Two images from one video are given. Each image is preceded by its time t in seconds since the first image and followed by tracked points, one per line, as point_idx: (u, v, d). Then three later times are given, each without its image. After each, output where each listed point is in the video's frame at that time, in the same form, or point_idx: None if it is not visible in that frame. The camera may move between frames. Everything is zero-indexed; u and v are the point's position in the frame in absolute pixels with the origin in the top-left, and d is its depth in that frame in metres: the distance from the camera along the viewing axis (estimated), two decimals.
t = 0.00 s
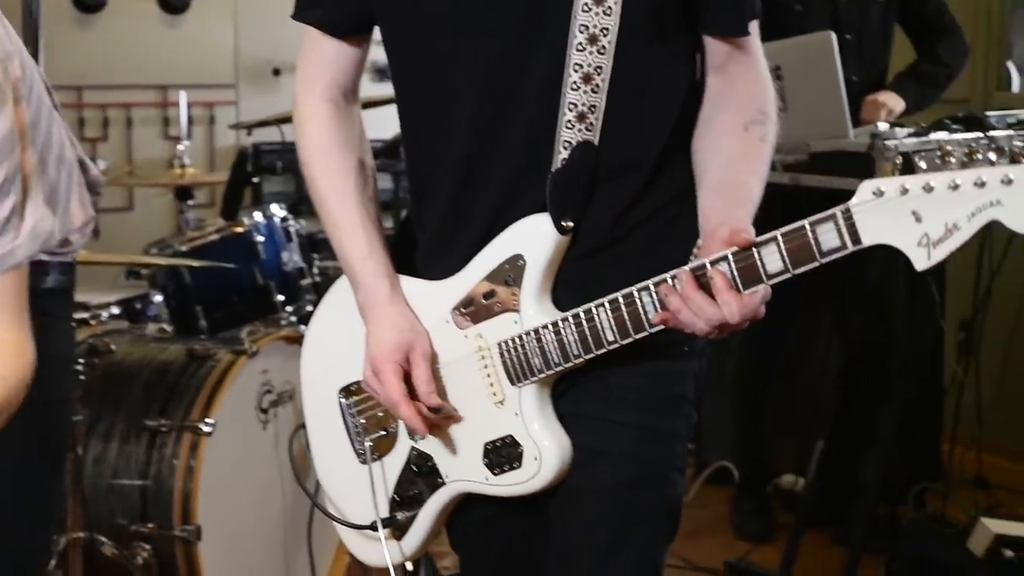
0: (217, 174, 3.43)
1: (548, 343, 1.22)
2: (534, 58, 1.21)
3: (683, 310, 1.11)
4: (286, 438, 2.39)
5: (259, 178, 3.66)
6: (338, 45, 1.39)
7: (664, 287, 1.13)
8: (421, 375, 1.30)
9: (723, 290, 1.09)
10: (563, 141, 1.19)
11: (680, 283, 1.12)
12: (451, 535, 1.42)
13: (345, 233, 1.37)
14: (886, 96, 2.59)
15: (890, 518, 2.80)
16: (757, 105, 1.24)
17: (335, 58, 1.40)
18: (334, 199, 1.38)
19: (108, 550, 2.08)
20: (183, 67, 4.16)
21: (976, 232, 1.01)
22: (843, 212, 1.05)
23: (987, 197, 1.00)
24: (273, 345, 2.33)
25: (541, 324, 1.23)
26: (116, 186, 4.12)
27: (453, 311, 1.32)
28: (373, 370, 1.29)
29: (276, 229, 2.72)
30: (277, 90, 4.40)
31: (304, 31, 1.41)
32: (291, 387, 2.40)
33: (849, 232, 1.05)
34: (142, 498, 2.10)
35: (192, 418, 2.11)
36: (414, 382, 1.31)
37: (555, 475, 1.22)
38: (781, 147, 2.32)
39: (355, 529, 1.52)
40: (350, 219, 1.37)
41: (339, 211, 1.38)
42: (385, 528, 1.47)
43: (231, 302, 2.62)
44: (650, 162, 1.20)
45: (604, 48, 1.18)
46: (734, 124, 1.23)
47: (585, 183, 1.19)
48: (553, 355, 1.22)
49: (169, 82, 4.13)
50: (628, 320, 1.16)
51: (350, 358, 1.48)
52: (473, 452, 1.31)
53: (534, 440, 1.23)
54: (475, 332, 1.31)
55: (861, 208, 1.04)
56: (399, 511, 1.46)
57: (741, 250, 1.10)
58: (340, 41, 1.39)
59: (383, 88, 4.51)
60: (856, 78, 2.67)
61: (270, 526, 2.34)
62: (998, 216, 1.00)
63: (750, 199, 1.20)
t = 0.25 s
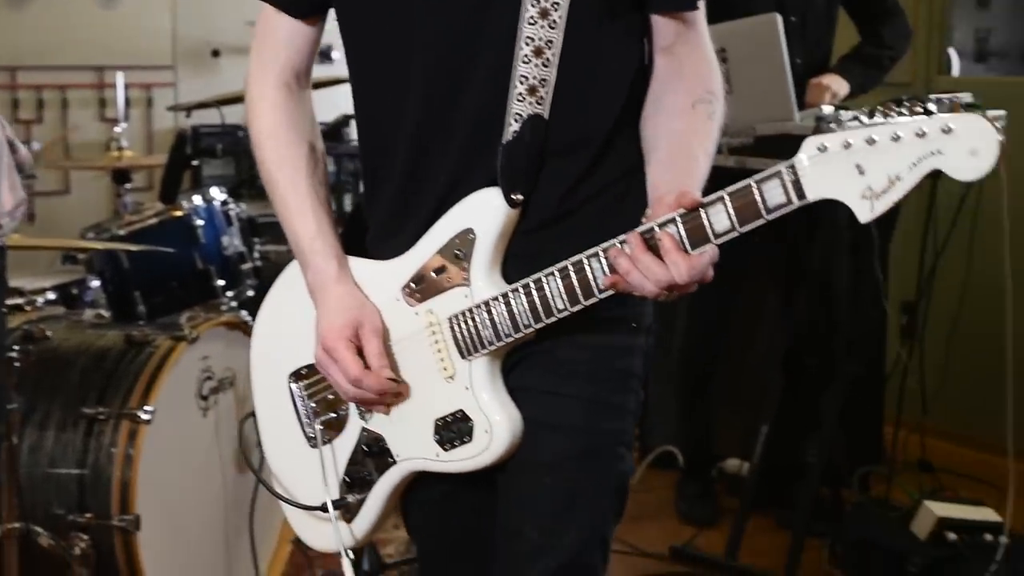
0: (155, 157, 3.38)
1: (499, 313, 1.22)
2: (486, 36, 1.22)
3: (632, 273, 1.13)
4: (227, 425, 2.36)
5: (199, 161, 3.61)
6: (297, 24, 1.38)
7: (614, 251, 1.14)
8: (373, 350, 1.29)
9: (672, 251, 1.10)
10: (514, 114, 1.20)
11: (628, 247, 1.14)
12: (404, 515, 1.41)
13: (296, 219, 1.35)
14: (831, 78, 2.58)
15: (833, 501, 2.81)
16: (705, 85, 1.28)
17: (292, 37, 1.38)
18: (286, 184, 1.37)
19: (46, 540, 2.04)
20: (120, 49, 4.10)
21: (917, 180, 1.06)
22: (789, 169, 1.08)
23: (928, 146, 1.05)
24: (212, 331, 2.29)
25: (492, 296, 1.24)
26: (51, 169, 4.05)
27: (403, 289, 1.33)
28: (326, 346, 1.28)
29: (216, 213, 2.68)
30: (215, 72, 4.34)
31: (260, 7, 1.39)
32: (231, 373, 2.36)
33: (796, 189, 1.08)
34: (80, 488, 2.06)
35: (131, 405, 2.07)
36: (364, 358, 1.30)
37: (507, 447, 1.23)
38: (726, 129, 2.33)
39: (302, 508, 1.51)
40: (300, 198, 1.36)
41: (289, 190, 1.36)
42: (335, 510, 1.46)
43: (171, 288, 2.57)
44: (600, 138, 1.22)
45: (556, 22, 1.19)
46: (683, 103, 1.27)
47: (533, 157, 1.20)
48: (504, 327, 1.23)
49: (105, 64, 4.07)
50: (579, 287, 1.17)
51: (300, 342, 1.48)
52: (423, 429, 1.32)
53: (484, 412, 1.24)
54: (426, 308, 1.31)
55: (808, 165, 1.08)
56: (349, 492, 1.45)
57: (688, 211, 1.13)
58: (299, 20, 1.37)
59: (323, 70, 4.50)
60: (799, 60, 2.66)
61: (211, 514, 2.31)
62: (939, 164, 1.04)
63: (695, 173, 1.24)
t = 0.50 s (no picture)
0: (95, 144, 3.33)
1: (446, 286, 1.21)
2: (443, 15, 1.21)
3: (570, 238, 1.11)
4: (171, 416, 2.31)
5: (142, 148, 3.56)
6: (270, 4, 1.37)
7: (554, 217, 1.13)
8: (334, 308, 1.29)
9: (610, 218, 1.10)
10: (465, 89, 1.19)
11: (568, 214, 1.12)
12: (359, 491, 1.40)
13: (261, 193, 1.35)
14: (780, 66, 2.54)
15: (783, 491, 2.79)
16: (659, 73, 1.27)
17: (263, 16, 1.37)
18: (249, 151, 1.36)
19: None
20: (60, 34, 4.03)
21: (843, 144, 1.01)
22: (720, 134, 1.06)
23: (851, 110, 1.00)
24: (157, 320, 2.24)
25: (440, 269, 1.23)
26: None
27: (355, 266, 1.31)
28: (292, 314, 1.27)
29: (160, 201, 2.63)
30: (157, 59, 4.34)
31: None
32: (176, 364, 2.32)
33: (727, 154, 1.06)
34: (22, 481, 2.00)
35: (73, 398, 2.02)
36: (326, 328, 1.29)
37: (452, 424, 1.22)
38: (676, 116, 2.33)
39: (256, 483, 1.49)
40: (265, 175, 1.35)
41: (255, 166, 1.36)
42: (289, 483, 1.44)
43: (113, 277, 2.52)
44: (548, 118, 1.20)
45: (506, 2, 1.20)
46: (635, 87, 1.26)
47: (485, 135, 1.19)
48: (452, 298, 1.21)
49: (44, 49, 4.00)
50: (522, 255, 1.16)
51: (255, 322, 1.46)
52: (373, 403, 1.31)
53: (433, 385, 1.23)
54: (378, 283, 1.30)
55: (737, 129, 1.06)
56: (303, 467, 1.43)
57: (625, 178, 1.12)
58: None
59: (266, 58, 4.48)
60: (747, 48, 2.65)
61: (155, 507, 2.26)
62: (861, 128, 1.00)
63: (646, 149, 1.22)
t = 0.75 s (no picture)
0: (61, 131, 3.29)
1: (412, 255, 1.25)
2: None
3: (520, 206, 1.12)
4: (138, 407, 2.27)
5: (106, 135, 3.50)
6: None
7: (506, 185, 1.14)
8: (311, 271, 1.35)
9: (558, 186, 1.09)
10: (437, 63, 1.24)
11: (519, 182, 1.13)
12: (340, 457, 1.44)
13: (245, 166, 1.42)
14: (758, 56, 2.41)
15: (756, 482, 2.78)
16: (638, 51, 1.23)
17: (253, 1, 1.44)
18: (236, 126, 1.43)
19: None
20: (24, 20, 3.98)
21: (774, 111, 1.00)
22: (661, 102, 1.06)
23: (781, 77, 0.99)
24: (123, 311, 2.20)
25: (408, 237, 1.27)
26: None
27: (335, 235, 1.37)
28: (270, 277, 1.35)
29: (125, 189, 2.62)
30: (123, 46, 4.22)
31: None
32: (143, 355, 2.28)
33: (666, 122, 1.06)
34: None
35: (37, 389, 1.98)
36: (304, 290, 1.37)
37: (414, 398, 1.26)
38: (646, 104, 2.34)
39: (238, 448, 1.54)
40: (251, 149, 1.43)
41: (241, 141, 1.43)
42: (267, 450, 1.48)
43: (78, 265, 2.47)
44: (523, 94, 1.24)
45: None
46: (610, 68, 1.22)
47: (456, 108, 1.23)
48: (417, 267, 1.25)
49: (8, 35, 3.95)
50: (479, 224, 1.19)
51: (243, 293, 1.53)
52: (345, 368, 1.35)
53: (401, 354, 1.27)
54: (353, 252, 1.34)
55: (676, 96, 1.05)
56: (283, 435, 1.47)
57: (573, 147, 1.11)
58: None
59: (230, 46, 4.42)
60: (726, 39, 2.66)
61: (123, 499, 2.23)
62: (790, 95, 0.98)
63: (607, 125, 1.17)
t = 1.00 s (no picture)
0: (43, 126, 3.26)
1: (396, 243, 1.24)
2: None
3: (492, 189, 1.11)
4: (122, 405, 2.25)
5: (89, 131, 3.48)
6: None
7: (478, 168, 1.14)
8: (305, 261, 1.33)
9: (529, 167, 1.09)
10: (423, 48, 1.22)
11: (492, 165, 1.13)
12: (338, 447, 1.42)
13: (241, 157, 1.41)
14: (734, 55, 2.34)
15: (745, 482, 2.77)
16: (628, 39, 1.19)
17: None
18: (234, 117, 1.42)
19: None
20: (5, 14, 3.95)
21: (729, 84, 0.98)
22: (625, 79, 1.04)
23: (739, 49, 0.97)
24: (107, 308, 2.18)
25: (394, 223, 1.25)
26: None
27: (325, 225, 1.35)
28: (263, 266, 1.33)
29: (109, 185, 2.60)
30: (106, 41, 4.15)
31: None
32: (127, 353, 2.26)
33: (631, 100, 1.04)
34: None
35: (20, 387, 1.95)
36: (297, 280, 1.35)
37: (397, 388, 1.25)
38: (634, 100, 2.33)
39: (239, 439, 1.53)
40: (247, 141, 1.41)
41: (237, 132, 1.41)
42: (262, 441, 1.47)
43: (62, 263, 2.44)
44: (512, 84, 1.22)
45: None
46: (600, 57, 1.19)
47: (445, 92, 1.21)
48: (402, 254, 1.24)
49: None
50: (457, 209, 1.17)
51: (245, 285, 1.52)
52: (336, 356, 1.33)
53: (387, 342, 1.26)
54: (342, 241, 1.33)
55: (641, 73, 1.03)
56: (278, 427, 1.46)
57: (543, 127, 1.11)
58: None
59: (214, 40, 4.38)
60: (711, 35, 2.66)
61: (106, 499, 2.20)
62: (747, 67, 0.96)
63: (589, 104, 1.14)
